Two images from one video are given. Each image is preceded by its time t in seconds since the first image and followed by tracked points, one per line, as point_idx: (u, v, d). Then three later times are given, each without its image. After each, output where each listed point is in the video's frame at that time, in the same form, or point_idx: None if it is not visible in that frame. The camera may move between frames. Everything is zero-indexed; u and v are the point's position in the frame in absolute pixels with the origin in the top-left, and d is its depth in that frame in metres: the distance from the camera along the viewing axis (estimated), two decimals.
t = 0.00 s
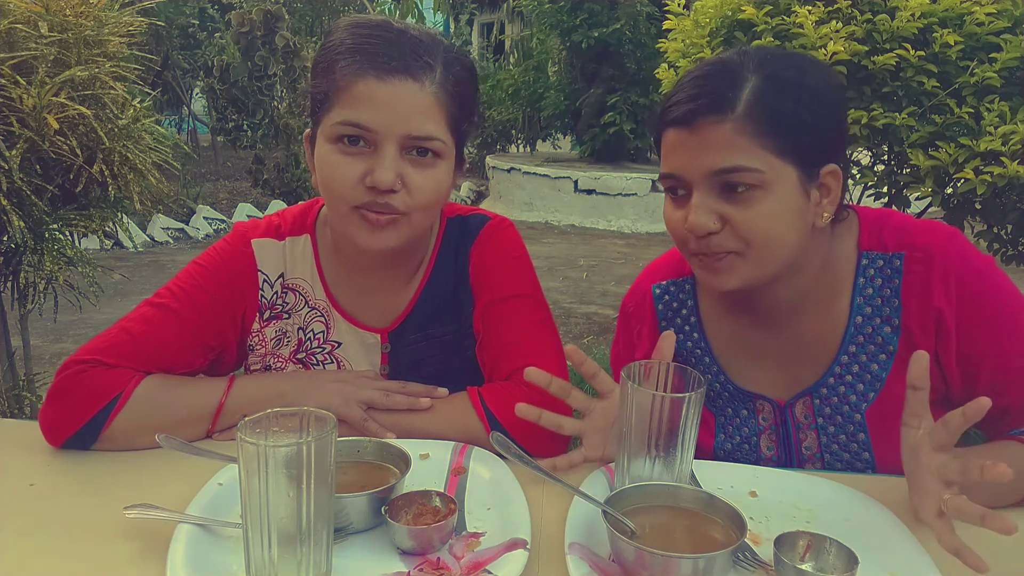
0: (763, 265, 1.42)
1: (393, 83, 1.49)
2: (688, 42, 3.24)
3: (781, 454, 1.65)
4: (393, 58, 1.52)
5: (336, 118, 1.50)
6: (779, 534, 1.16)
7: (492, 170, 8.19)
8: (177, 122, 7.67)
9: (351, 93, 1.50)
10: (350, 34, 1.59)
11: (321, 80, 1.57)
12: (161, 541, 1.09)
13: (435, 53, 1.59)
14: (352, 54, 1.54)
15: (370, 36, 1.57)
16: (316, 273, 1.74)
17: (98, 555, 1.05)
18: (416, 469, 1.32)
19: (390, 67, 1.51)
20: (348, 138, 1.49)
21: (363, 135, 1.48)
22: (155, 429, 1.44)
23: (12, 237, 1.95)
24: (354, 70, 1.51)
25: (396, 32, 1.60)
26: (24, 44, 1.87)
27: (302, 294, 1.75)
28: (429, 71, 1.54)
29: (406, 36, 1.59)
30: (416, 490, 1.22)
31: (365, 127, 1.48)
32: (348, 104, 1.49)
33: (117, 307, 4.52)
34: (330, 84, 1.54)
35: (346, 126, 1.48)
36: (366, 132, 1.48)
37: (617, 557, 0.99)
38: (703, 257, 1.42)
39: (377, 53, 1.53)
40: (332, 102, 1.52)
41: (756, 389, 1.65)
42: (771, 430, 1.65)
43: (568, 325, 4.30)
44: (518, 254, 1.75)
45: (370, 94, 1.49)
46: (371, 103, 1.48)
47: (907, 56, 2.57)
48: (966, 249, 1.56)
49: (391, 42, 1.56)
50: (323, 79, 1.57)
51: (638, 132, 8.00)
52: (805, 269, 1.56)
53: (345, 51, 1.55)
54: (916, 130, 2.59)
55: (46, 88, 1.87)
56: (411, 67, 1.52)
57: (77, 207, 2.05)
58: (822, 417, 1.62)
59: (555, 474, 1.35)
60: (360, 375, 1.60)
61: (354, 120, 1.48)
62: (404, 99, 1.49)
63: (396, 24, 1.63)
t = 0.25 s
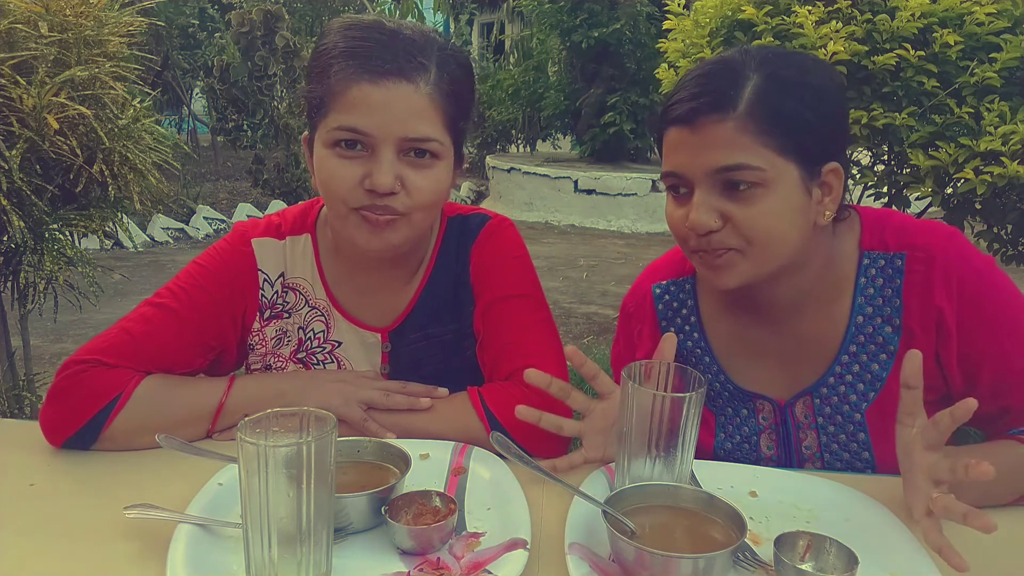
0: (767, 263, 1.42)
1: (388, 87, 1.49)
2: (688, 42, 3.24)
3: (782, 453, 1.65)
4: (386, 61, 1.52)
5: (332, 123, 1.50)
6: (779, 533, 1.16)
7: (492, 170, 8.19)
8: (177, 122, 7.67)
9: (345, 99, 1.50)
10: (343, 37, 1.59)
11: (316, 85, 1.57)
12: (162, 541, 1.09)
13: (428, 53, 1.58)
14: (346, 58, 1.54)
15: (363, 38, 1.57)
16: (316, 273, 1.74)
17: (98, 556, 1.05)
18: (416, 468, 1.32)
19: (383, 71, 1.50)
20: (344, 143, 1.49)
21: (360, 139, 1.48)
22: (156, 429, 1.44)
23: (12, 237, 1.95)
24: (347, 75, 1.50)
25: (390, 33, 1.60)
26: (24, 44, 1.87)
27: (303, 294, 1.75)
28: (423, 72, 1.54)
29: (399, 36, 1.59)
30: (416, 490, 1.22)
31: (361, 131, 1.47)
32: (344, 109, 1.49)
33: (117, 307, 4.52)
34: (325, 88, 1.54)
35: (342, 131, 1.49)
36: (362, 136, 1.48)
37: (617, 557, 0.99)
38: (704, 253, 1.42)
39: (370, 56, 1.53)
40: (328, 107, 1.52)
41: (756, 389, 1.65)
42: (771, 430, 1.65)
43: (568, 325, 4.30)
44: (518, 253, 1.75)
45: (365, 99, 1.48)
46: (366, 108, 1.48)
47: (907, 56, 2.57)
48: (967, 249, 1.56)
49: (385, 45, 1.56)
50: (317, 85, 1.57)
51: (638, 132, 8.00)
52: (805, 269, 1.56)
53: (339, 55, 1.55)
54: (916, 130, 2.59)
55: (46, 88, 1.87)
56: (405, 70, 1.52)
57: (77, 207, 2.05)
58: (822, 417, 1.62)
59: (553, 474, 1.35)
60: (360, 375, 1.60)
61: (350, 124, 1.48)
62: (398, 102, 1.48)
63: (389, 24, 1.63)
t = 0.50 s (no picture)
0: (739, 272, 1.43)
1: (388, 84, 1.49)
2: (688, 42, 3.24)
3: (781, 454, 1.65)
4: (387, 58, 1.52)
5: (332, 120, 1.50)
6: (779, 533, 1.16)
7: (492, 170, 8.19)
8: (177, 122, 7.67)
9: (346, 95, 1.50)
10: (342, 35, 1.59)
11: (316, 83, 1.57)
12: (161, 541, 1.09)
13: (428, 52, 1.59)
14: (347, 55, 1.54)
15: (364, 36, 1.58)
16: (316, 273, 1.74)
17: (97, 556, 1.05)
18: (416, 468, 1.32)
19: (384, 67, 1.51)
20: (345, 139, 1.49)
21: (359, 135, 1.48)
22: (156, 429, 1.44)
23: (12, 237, 1.95)
24: (348, 71, 1.51)
25: (390, 31, 1.60)
26: (24, 44, 1.87)
27: (302, 295, 1.75)
28: (422, 69, 1.54)
29: (400, 35, 1.59)
30: (415, 490, 1.22)
31: (361, 128, 1.47)
32: (343, 106, 1.49)
33: (117, 307, 4.52)
34: (326, 85, 1.54)
35: (343, 128, 1.48)
36: (362, 133, 1.48)
37: (616, 557, 0.99)
38: (686, 253, 1.45)
39: (371, 53, 1.54)
40: (328, 104, 1.52)
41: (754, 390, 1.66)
42: (770, 431, 1.65)
43: (568, 325, 4.30)
44: (517, 253, 1.75)
45: (366, 95, 1.49)
46: (367, 104, 1.48)
47: (907, 56, 2.57)
48: (967, 250, 1.56)
49: (386, 42, 1.56)
50: (318, 81, 1.57)
51: (638, 132, 8.00)
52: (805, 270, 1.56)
53: (340, 52, 1.55)
54: (916, 129, 2.59)
55: (46, 88, 1.87)
56: (405, 67, 1.52)
57: (77, 207, 2.05)
58: (822, 417, 1.62)
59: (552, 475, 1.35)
60: (359, 375, 1.60)
61: (350, 121, 1.48)
62: (399, 98, 1.48)
63: (388, 24, 1.64)
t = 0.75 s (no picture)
0: (745, 267, 1.43)
1: (385, 89, 1.48)
2: (688, 42, 3.23)
3: (782, 454, 1.65)
4: (384, 62, 1.52)
5: (330, 124, 1.49)
6: (778, 533, 1.16)
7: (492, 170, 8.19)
8: (177, 122, 7.67)
9: (343, 100, 1.49)
10: (340, 38, 1.59)
11: (314, 86, 1.57)
12: (162, 542, 1.09)
13: (427, 56, 1.58)
14: (344, 59, 1.53)
15: (362, 39, 1.57)
16: (316, 274, 1.74)
17: (98, 556, 1.05)
18: (416, 469, 1.32)
19: (381, 72, 1.50)
20: (342, 144, 1.49)
21: (357, 141, 1.47)
22: (156, 429, 1.44)
23: (12, 236, 1.95)
24: (346, 76, 1.50)
25: (388, 34, 1.60)
26: (24, 44, 1.87)
27: (302, 295, 1.75)
28: (420, 74, 1.53)
29: (398, 39, 1.59)
30: (416, 490, 1.22)
31: (358, 133, 1.47)
32: (341, 111, 1.49)
33: (117, 307, 4.52)
34: (323, 89, 1.53)
35: (340, 133, 1.48)
36: (359, 138, 1.47)
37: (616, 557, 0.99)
38: (692, 246, 1.45)
39: (369, 57, 1.53)
40: (326, 108, 1.52)
41: (754, 391, 1.66)
42: (771, 432, 1.65)
43: (568, 325, 4.30)
44: (517, 253, 1.75)
45: (363, 100, 1.48)
46: (364, 109, 1.47)
47: (907, 56, 2.57)
48: (969, 252, 1.56)
49: (384, 46, 1.55)
50: (314, 84, 1.57)
51: (638, 132, 8.00)
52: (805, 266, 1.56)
53: (338, 55, 1.55)
54: (916, 129, 2.59)
55: (46, 88, 1.87)
56: (403, 71, 1.52)
57: (77, 207, 2.05)
58: (822, 417, 1.62)
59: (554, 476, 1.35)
60: (359, 376, 1.60)
61: (347, 127, 1.47)
62: (396, 104, 1.48)
63: (386, 26, 1.63)
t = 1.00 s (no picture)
0: (752, 265, 1.43)
1: (382, 105, 1.46)
2: (688, 42, 3.24)
3: (783, 453, 1.64)
4: (380, 77, 1.48)
5: (326, 140, 1.48)
6: (778, 533, 1.16)
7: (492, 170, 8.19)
8: (177, 122, 7.67)
9: (339, 116, 1.47)
10: (335, 47, 1.55)
11: (310, 97, 1.54)
12: (162, 541, 1.09)
13: (425, 65, 1.55)
14: (339, 73, 1.50)
15: (358, 49, 1.53)
16: (317, 274, 1.74)
17: (98, 556, 1.05)
18: (416, 468, 1.32)
19: (377, 88, 1.47)
20: (339, 160, 1.48)
21: (354, 157, 1.46)
22: (156, 429, 1.44)
23: (12, 237, 1.95)
24: (341, 90, 1.47)
25: (384, 41, 1.56)
26: (24, 44, 1.87)
27: (303, 296, 1.75)
28: (418, 88, 1.50)
29: (396, 47, 1.55)
30: (416, 490, 1.22)
31: (356, 150, 1.46)
32: (338, 126, 1.47)
33: (117, 307, 4.52)
34: (319, 102, 1.51)
35: (337, 149, 1.47)
36: (357, 154, 1.46)
37: (616, 557, 0.99)
38: (700, 245, 1.45)
39: (364, 71, 1.49)
40: (322, 122, 1.50)
41: (756, 391, 1.65)
42: (773, 431, 1.64)
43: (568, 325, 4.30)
44: (517, 253, 1.75)
45: (359, 117, 1.46)
46: (360, 126, 1.46)
47: (907, 56, 2.57)
48: (971, 252, 1.56)
49: (380, 56, 1.52)
50: (310, 96, 1.54)
51: (638, 132, 8.00)
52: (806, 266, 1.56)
53: (333, 68, 1.51)
54: (916, 129, 2.59)
55: (46, 88, 1.87)
56: (399, 86, 1.48)
57: (77, 207, 2.05)
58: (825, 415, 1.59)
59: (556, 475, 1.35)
60: (359, 376, 1.60)
61: (345, 144, 1.46)
62: (393, 120, 1.46)
63: (382, 30, 1.59)
